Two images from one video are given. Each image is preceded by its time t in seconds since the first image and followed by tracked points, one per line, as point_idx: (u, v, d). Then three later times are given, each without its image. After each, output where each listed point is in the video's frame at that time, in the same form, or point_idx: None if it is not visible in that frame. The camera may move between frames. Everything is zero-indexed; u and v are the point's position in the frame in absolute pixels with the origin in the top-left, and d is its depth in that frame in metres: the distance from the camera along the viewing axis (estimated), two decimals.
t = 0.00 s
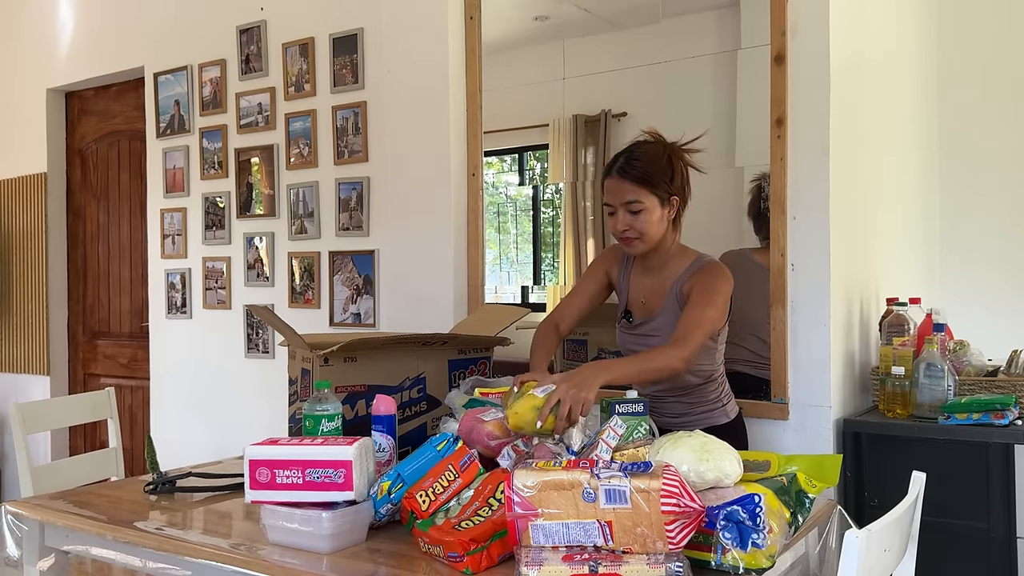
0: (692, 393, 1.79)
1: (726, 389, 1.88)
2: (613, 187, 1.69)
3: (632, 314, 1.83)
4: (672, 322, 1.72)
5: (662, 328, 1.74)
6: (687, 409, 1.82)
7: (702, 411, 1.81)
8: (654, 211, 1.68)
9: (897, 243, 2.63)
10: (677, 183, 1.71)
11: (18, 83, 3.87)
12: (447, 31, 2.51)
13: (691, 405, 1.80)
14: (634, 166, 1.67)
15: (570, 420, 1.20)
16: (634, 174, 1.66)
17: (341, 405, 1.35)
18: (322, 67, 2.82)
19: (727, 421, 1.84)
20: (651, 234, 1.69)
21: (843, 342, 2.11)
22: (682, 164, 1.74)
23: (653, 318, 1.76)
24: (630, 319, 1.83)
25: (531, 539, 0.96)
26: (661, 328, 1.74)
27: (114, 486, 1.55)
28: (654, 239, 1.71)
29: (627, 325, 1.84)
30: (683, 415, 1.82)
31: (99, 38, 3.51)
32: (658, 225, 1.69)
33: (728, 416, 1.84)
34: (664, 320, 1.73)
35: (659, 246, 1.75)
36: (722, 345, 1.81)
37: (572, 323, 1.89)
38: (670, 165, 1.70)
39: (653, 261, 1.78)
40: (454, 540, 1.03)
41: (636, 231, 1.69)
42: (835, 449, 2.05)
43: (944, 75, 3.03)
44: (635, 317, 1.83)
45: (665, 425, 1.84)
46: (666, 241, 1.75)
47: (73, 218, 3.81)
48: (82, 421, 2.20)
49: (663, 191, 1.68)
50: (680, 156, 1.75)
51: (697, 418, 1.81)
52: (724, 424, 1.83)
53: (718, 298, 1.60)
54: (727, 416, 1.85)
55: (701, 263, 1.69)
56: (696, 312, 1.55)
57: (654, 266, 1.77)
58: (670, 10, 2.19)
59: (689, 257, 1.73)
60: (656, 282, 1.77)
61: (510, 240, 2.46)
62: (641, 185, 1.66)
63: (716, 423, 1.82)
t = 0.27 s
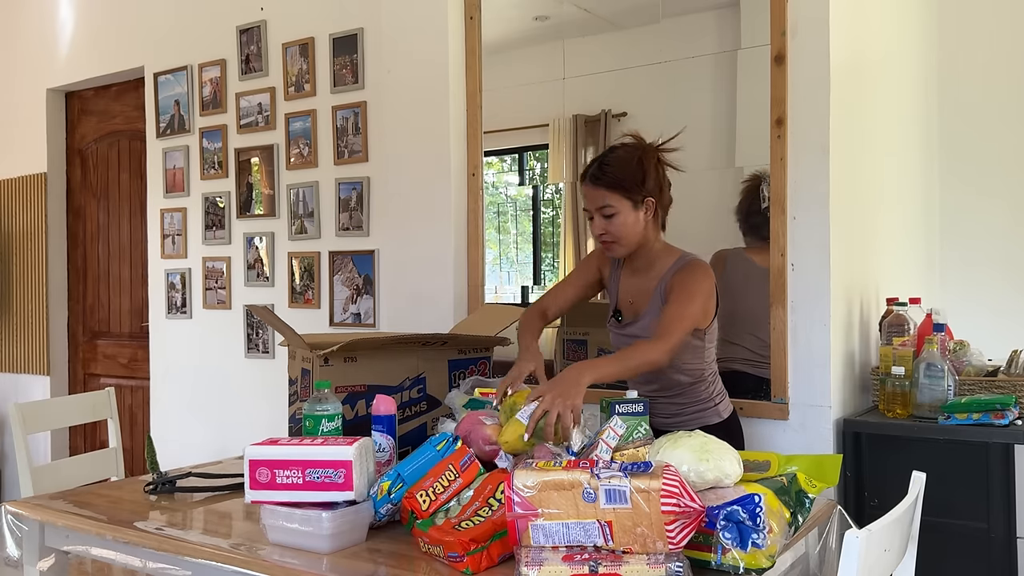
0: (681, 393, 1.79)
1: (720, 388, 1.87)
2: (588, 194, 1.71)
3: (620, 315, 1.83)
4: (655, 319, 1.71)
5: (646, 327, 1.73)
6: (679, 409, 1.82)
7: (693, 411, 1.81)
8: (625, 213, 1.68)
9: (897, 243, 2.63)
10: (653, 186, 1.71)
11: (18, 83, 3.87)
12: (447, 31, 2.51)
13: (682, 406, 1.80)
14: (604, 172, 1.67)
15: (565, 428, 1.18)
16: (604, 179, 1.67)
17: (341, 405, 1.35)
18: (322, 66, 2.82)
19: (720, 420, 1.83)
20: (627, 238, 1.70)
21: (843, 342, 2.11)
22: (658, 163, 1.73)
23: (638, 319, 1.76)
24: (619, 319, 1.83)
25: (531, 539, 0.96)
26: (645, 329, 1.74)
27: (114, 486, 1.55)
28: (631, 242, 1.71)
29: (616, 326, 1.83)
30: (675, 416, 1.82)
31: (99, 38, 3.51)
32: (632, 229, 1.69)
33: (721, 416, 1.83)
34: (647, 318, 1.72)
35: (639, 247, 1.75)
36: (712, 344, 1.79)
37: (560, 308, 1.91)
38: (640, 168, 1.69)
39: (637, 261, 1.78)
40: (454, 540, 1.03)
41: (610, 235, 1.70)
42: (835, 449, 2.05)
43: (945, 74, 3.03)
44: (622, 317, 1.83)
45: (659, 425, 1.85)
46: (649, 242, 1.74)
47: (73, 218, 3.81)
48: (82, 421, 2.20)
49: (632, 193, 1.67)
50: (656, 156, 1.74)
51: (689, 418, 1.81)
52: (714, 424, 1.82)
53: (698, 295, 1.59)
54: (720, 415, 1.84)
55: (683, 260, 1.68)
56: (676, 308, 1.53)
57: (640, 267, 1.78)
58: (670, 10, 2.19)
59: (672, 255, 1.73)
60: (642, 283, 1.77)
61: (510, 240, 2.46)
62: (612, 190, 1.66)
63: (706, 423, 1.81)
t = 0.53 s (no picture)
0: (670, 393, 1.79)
1: (714, 385, 1.86)
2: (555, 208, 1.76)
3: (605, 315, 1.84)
4: (640, 323, 1.71)
5: (630, 329, 1.73)
6: (671, 409, 1.82)
7: (685, 410, 1.81)
8: (578, 225, 1.72)
9: (897, 243, 2.63)
10: (607, 199, 1.69)
11: (18, 83, 3.87)
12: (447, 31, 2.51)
13: (673, 405, 1.81)
14: (561, 187, 1.71)
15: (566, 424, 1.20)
16: (561, 193, 1.72)
17: (341, 405, 1.35)
18: (322, 66, 2.82)
19: (713, 418, 1.82)
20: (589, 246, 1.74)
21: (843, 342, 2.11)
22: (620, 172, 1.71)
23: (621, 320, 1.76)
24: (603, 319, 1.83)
25: (531, 538, 0.96)
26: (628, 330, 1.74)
27: (114, 486, 1.55)
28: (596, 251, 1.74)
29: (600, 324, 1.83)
30: (668, 415, 1.83)
31: (99, 38, 3.52)
32: (591, 239, 1.73)
33: (714, 414, 1.83)
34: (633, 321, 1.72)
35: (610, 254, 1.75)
36: (701, 343, 1.78)
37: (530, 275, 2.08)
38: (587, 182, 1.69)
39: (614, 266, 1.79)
40: (454, 540, 1.03)
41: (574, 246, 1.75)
42: (835, 449, 2.05)
43: (945, 74, 3.03)
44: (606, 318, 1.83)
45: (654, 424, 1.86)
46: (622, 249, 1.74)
47: (73, 218, 3.81)
48: (82, 421, 2.20)
49: (585, 208, 1.69)
50: (617, 167, 1.71)
51: (681, 417, 1.82)
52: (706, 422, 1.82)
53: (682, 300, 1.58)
54: (714, 413, 1.83)
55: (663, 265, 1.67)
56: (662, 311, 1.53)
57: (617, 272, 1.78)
58: (669, 10, 2.19)
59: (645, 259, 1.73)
60: (621, 287, 1.78)
61: (510, 240, 2.46)
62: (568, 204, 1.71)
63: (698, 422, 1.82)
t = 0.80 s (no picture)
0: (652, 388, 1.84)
1: (699, 378, 1.89)
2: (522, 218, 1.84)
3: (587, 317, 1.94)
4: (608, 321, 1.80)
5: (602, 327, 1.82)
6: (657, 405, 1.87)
7: (671, 405, 1.86)
8: (543, 236, 1.80)
9: (897, 243, 2.63)
10: (569, 209, 1.75)
11: (18, 83, 3.87)
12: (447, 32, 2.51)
13: (659, 401, 1.85)
14: (525, 199, 1.78)
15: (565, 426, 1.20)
16: (526, 203, 1.79)
17: (341, 405, 1.35)
18: (322, 67, 2.82)
19: (698, 412, 1.85)
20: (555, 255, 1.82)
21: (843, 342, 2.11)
22: (582, 181, 1.75)
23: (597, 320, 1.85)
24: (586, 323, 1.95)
25: (531, 538, 0.96)
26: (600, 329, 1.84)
27: (114, 486, 1.55)
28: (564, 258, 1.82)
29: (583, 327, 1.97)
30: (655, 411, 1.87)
31: (99, 38, 3.51)
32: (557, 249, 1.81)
33: (700, 407, 1.86)
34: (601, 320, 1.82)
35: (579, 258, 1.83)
36: (677, 336, 1.81)
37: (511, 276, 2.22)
38: (549, 193, 1.75)
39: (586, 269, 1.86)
40: (454, 540, 1.03)
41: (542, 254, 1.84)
42: (835, 449, 2.04)
43: (944, 74, 3.03)
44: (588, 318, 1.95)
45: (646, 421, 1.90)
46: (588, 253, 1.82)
47: (73, 218, 3.81)
48: (82, 421, 2.20)
49: (549, 219, 1.77)
50: (578, 176, 1.75)
51: (667, 412, 1.86)
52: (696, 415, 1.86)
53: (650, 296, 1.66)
54: (700, 406, 1.86)
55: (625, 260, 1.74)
56: (624, 309, 1.63)
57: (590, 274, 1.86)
58: (669, 10, 2.19)
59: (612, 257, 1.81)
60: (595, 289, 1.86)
61: (510, 240, 2.46)
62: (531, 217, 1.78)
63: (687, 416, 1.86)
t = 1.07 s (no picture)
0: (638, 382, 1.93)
1: (684, 370, 1.98)
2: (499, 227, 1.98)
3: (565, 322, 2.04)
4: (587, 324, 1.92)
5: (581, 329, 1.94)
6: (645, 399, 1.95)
7: (658, 399, 1.94)
8: (517, 242, 1.94)
9: (897, 243, 2.63)
10: (540, 213, 1.90)
11: (18, 83, 3.87)
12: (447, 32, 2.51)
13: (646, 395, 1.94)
14: (499, 208, 1.93)
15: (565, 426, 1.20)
16: (500, 212, 1.94)
17: (341, 405, 1.35)
18: (322, 67, 2.82)
19: (685, 403, 1.94)
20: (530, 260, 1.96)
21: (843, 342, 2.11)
22: (553, 187, 1.92)
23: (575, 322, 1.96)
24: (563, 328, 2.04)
25: (531, 538, 0.96)
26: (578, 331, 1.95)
27: (114, 486, 1.55)
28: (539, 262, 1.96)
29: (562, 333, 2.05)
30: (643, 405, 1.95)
31: (98, 38, 3.51)
32: (531, 254, 1.95)
33: (687, 399, 1.95)
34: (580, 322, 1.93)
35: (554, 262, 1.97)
36: (659, 330, 1.92)
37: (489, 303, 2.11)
38: (521, 199, 1.90)
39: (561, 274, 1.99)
40: (454, 540, 1.03)
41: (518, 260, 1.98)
42: (835, 449, 2.04)
43: (944, 73, 3.03)
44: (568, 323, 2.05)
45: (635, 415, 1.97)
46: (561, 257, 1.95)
47: (73, 218, 3.81)
48: (82, 421, 2.20)
49: (522, 225, 1.91)
50: (549, 183, 1.92)
51: (656, 405, 1.94)
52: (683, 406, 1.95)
53: (628, 292, 1.81)
54: (687, 397, 1.96)
55: (598, 259, 1.87)
56: (604, 309, 1.79)
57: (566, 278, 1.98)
58: (669, 10, 2.19)
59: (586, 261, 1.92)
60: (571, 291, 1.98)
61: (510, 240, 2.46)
62: (506, 224, 1.93)
63: (675, 408, 1.94)
